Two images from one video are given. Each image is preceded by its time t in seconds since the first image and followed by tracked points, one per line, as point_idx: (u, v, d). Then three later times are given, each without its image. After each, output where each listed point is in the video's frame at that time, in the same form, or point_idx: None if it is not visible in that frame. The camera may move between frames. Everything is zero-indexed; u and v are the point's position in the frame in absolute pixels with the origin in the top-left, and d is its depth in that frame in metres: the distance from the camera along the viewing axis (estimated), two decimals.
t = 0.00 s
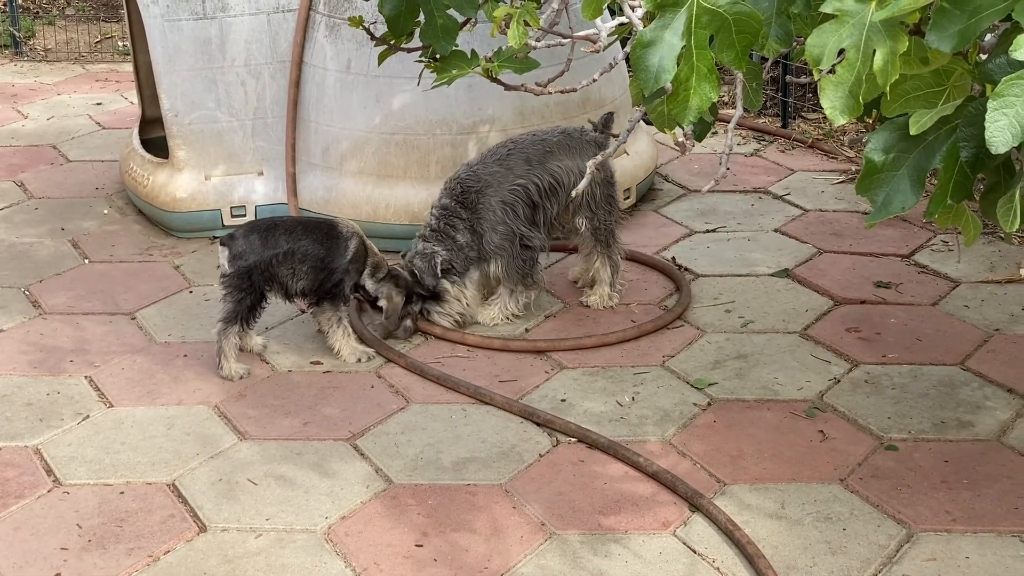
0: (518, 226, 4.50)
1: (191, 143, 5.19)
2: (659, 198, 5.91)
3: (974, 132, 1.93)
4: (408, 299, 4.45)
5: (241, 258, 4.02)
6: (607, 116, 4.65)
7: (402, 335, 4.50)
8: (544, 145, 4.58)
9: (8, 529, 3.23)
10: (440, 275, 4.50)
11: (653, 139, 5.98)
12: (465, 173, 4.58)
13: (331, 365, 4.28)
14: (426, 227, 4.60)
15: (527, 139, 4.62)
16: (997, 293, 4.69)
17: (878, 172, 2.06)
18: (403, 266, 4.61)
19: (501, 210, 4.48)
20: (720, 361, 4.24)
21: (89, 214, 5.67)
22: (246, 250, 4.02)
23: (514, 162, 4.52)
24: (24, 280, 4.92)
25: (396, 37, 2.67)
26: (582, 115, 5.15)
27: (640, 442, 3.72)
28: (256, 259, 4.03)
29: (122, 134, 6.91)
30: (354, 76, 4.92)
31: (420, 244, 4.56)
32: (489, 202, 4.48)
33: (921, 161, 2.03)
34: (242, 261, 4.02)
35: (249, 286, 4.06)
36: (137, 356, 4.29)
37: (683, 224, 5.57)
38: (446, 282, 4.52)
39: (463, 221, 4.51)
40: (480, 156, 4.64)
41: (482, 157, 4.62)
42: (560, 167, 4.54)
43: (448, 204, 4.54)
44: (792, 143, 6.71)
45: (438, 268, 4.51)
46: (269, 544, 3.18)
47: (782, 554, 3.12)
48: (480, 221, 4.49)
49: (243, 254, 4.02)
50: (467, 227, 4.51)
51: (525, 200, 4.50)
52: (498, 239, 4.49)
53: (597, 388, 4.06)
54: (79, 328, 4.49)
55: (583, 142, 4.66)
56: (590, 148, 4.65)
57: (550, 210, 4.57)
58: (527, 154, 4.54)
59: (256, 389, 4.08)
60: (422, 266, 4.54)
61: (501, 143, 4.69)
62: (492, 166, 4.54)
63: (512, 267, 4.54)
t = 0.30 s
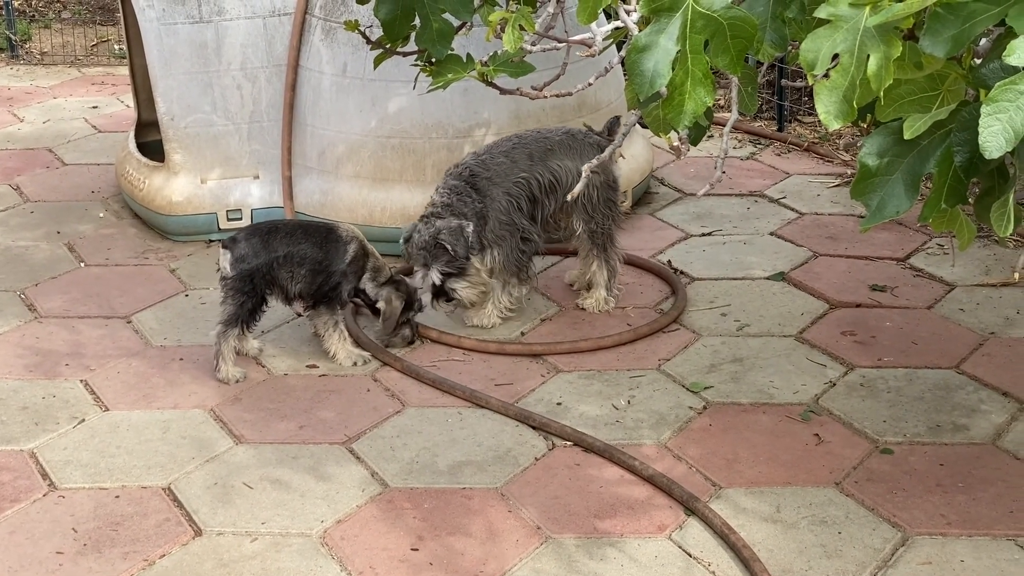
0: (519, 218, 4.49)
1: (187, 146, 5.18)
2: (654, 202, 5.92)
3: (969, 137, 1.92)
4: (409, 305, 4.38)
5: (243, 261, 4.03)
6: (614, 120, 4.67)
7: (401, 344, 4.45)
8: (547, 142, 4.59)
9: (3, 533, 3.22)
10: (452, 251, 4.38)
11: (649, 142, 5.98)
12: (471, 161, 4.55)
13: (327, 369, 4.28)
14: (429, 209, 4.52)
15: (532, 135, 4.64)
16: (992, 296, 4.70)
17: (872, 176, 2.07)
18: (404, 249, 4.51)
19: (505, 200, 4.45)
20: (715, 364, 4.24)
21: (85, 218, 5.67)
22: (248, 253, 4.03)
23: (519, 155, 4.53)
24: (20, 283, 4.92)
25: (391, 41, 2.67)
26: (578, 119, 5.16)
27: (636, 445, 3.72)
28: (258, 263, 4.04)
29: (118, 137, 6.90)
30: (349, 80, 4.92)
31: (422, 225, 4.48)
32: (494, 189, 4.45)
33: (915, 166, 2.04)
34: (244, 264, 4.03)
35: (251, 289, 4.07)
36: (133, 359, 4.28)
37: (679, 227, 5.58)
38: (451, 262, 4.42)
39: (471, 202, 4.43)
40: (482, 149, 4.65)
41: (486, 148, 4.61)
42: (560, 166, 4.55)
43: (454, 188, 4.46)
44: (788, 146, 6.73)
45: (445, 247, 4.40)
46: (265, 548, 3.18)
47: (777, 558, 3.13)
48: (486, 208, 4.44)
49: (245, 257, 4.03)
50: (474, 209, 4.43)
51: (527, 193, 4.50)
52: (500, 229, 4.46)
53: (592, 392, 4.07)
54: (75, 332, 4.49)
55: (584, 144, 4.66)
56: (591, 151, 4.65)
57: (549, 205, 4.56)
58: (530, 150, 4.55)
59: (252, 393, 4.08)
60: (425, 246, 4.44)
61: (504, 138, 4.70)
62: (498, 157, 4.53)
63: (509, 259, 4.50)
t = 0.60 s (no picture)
0: (531, 232, 4.48)
1: (183, 149, 5.19)
2: (650, 205, 5.93)
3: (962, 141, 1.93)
4: (412, 312, 4.35)
5: (242, 264, 4.04)
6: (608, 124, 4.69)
7: (405, 350, 4.41)
8: (547, 151, 4.58)
9: None
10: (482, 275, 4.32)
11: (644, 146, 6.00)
12: (479, 181, 4.48)
13: (322, 372, 4.28)
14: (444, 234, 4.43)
15: (530, 146, 4.62)
16: (987, 300, 4.71)
17: (866, 180, 2.07)
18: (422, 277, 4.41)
19: (519, 215, 4.43)
20: (711, 367, 4.25)
21: (81, 221, 5.67)
22: (247, 256, 4.05)
23: (526, 169, 4.50)
24: (16, 287, 4.92)
25: (387, 45, 2.67)
26: (573, 123, 5.17)
27: (631, 449, 3.73)
28: (257, 267, 4.05)
29: (114, 141, 6.90)
30: (345, 84, 4.93)
31: (440, 251, 4.39)
32: (510, 208, 4.41)
33: (909, 170, 2.04)
34: (243, 267, 4.04)
35: (248, 293, 4.08)
36: (128, 363, 4.28)
37: (675, 231, 5.59)
38: (480, 288, 4.36)
39: (490, 223, 4.37)
40: (480, 167, 4.59)
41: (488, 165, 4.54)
42: (564, 174, 4.55)
43: (469, 212, 4.39)
44: (783, 150, 6.75)
45: (474, 273, 4.34)
46: (260, 551, 3.18)
47: (772, 561, 3.13)
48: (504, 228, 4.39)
49: (243, 261, 4.04)
50: (495, 229, 4.37)
51: (537, 207, 4.48)
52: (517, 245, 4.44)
53: (588, 395, 4.07)
54: (70, 335, 4.49)
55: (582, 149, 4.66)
56: (590, 156, 4.65)
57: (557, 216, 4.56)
58: (533, 161, 4.52)
59: (248, 396, 4.08)
60: (449, 273, 4.36)
61: (500, 152, 4.64)
62: (505, 172, 4.48)
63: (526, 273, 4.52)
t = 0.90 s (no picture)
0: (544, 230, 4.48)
1: (181, 153, 5.19)
2: (647, 208, 5.94)
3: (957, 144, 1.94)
4: (421, 319, 4.32)
5: (245, 269, 4.07)
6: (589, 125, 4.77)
7: (417, 358, 4.37)
8: (541, 156, 4.60)
9: None
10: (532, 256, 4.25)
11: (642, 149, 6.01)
12: (492, 181, 4.44)
13: (320, 376, 4.28)
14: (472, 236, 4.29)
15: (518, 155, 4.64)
16: (984, 303, 4.72)
17: (862, 184, 2.08)
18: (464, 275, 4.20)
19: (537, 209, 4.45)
20: (708, 370, 4.26)
21: (79, 224, 5.67)
22: (251, 262, 4.08)
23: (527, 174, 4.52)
24: (14, 290, 4.92)
25: (384, 48, 2.67)
26: (571, 126, 5.18)
27: (629, 451, 3.73)
28: (259, 272, 4.08)
29: (111, 144, 6.91)
30: (343, 87, 4.94)
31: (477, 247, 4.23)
32: (531, 202, 4.41)
33: (905, 173, 2.05)
34: (246, 272, 4.07)
35: (250, 298, 4.11)
36: (126, 366, 4.29)
37: (672, 234, 5.60)
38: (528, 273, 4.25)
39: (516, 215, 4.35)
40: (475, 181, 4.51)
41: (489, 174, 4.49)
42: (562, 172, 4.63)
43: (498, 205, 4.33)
44: (780, 153, 6.76)
45: (522, 258, 4.25)
46: (258, 554, 3.19)
47: (769, 563, 3.14)
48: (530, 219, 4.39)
49: (247, 265, 4.08)
50: (520, 223, 4.34)
51: (545, 210, 4.47)
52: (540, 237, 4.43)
53: (585, 398, 4.08)
54: (68, 338, 4.49)
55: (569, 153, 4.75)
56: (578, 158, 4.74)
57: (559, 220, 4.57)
58: (536, 159, 4.58)
59: (246, 399, 4.08)
60: (497, 264, 4.21)
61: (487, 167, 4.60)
62: (513, 171, 4.50)
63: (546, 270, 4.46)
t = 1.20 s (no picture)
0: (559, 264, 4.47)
1: (179, 156, 5.20)
2: (645, 212, 5.95)
3: (954, 148, 1.94)
4: (422, 323, 4.33)
5: (248, 275, 4.08)
6: (563, 145, 4.85)
7: (413, 363, 4.38)
8: (543, 181, 4.60)
9: None
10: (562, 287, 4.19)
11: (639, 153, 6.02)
12: (509, 210, 4.39)
13: (317, 379, 4.28)
14: (501, 262, 4.24)
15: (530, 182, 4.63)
16: (981, 306, 4.73)
17: (859, 187, 2.09)
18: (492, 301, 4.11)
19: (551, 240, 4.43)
20: (705, 374, 4.26)
21: (76, 228, 5.67)
22: (253, 268, 4.08)
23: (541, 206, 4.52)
24: (12, 294, 4.92)
25: (382, 52, 2.66)
26: (568, 130, 5.18)
27: (626, 455, 3.74)
28: (262, 279, 4.09)
29: (109, 147, 6.91)
30: (341, 91, 4.94)
31: (508, 273, 4.17)
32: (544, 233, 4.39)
33: (901, 177, 2.06)
34: (248, 278, 4.08)
35: (252, 304, 4.12)
36: (124, 369, 4.28)
37: (669, 237, 5.61)
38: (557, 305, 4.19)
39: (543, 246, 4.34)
40: (495, 200, 4.47)
41: (513, 197, 4.46)
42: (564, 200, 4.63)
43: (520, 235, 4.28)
44: (778, 157, 6.77)
45: (552, 289, 4.19)
46: (256, 557, 3.18)
47: (767, 567, 3.14)
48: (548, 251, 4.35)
49: (250, 271, 4.08)
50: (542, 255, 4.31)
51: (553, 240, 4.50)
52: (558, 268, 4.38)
53: (583, 401, 4.08)
54: (66, 342, 4.49)
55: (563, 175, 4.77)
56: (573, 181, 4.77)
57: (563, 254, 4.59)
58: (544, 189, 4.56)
59: (244, 402, 4.08)
60: (526, 294, 4.14)
61: (500, 185, 4.56)
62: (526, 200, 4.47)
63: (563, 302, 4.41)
